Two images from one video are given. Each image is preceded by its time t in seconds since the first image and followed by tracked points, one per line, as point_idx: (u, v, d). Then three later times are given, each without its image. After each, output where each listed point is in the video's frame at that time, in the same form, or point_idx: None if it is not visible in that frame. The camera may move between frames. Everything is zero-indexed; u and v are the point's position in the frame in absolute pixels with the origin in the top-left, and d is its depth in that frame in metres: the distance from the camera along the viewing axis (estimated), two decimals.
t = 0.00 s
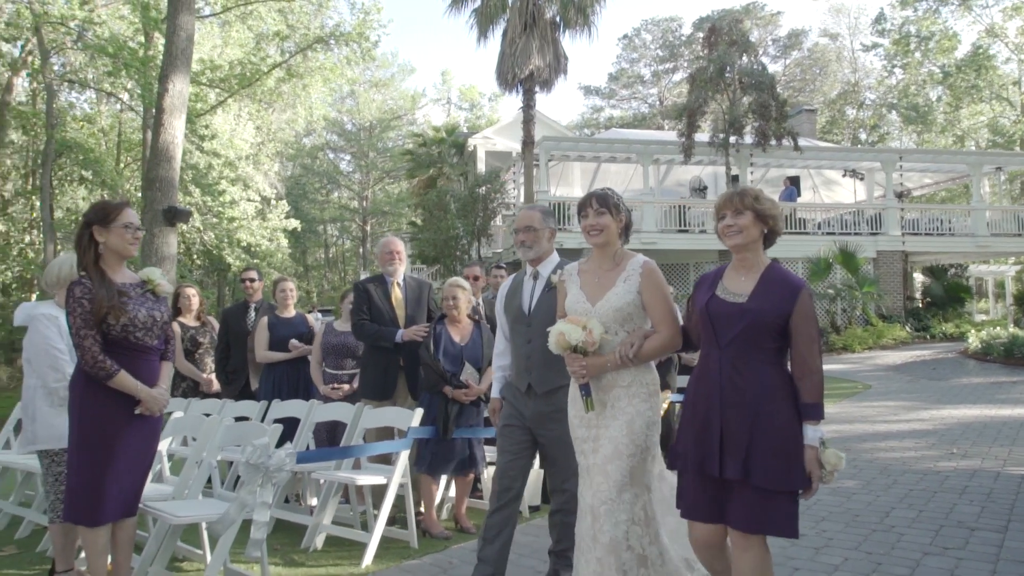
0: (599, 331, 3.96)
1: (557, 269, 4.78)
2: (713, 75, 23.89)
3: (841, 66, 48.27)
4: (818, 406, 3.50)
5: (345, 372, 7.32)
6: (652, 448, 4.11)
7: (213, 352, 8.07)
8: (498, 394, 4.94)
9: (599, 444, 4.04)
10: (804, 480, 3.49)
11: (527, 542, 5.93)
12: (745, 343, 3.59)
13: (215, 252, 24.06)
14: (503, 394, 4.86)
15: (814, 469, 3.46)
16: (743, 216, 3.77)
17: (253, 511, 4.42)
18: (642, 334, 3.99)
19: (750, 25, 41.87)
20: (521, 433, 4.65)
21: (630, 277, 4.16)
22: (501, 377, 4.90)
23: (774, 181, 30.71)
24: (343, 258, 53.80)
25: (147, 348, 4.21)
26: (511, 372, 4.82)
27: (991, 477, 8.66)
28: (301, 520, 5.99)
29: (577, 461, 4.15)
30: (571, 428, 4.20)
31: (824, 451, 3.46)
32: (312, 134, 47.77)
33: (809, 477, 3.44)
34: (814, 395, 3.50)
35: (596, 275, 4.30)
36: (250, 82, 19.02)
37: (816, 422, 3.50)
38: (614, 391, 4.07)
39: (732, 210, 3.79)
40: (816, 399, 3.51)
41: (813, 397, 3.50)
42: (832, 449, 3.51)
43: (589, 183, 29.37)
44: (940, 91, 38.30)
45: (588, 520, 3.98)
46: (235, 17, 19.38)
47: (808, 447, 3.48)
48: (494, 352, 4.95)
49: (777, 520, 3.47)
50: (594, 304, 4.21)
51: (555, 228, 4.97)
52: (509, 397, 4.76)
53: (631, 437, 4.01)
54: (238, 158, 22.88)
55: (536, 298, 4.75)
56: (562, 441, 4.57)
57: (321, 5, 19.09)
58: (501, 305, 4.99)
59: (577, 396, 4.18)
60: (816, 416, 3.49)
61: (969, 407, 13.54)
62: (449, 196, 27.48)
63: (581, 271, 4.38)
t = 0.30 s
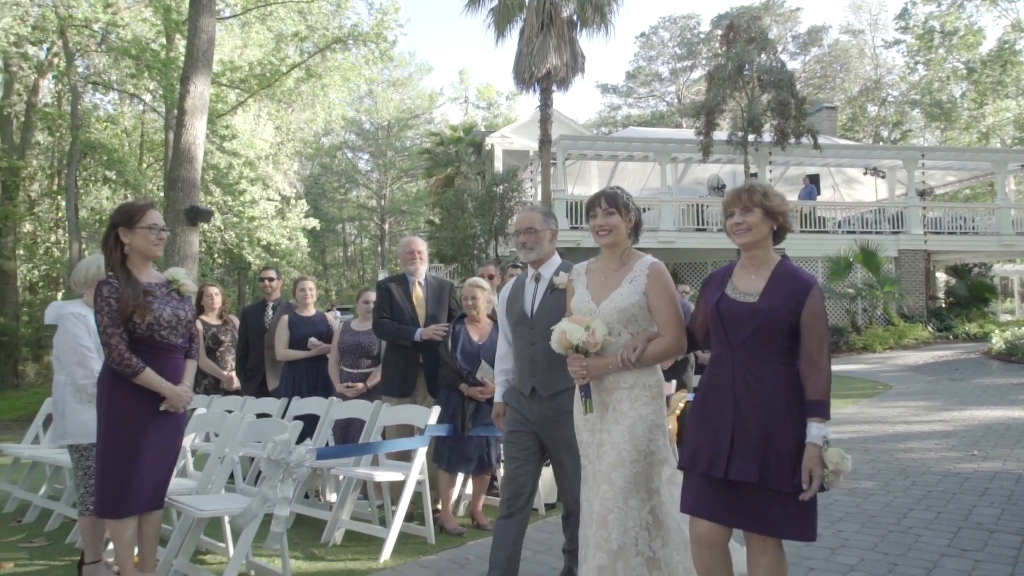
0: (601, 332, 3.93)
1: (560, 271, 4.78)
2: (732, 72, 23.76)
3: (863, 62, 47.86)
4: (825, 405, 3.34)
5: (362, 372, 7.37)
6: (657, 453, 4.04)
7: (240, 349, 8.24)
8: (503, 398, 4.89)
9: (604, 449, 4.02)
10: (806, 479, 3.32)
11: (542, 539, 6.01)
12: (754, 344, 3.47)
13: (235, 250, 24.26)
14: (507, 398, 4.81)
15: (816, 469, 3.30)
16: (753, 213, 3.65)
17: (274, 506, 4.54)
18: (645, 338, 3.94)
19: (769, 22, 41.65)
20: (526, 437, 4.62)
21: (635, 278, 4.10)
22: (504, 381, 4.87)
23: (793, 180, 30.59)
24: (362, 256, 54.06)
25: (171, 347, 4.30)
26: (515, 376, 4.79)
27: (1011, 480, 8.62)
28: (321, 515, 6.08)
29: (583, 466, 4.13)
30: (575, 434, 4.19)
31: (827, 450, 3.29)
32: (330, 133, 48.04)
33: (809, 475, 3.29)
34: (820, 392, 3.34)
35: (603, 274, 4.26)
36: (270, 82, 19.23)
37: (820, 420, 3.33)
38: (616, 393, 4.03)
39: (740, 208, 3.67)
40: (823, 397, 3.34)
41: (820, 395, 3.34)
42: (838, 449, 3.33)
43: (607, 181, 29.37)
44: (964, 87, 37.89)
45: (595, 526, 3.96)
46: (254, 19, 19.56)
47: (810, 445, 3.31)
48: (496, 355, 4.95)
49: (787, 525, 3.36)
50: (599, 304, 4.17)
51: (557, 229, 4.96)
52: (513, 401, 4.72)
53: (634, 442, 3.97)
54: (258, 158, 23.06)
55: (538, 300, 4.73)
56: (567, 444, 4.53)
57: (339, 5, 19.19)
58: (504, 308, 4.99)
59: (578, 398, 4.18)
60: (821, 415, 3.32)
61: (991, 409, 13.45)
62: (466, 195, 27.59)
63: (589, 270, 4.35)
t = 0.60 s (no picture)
0: (607, 328, 3.87)
1: (562, 267, 4.69)
2: (754, 68, 23.60)
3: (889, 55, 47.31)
4: (832, 401, 3.32)
5: (383, 371, 7.43)
6: (669, 452, 3.97)
7: (264, 348, 8.35)
8: (504, 398, 4.79)
9: (613, 449, 3.96)
10: (803, 475, 3.27)
11: (561, 536, 6.07)
12: (769, 345, 3.42)
13: (259, 251, 24.47)
14: (508, 398, 4.71)
15: (817, 467, 3.25)
16: (762, 215, 3.56)
17: (298, 503, 4.63)
18: (651, 334, 3.89)
19: (791, 17, 41.35)
20: (527, 435, 4.54)
21: (644, 274, 4.03)
22: (506, 381, 4.79)
23: (817, 175, 30.40)
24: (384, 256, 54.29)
25: (198, 347, 4.41)
26: (517, 376, 4.69)
27: None
28: (345, 513, 6.18)
29: (590, 465, 4.07)
30: (582, 433, 4.13)
31: (832, 447, 3.25)
32: (352, 133, 48.33)
33: (806, 470, 3.24)
34: (828, 388, 3.32)
35: (612, 270, 4.19)
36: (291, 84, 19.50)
37: (826, 416, 3.31)
38: (625, 390, 3.97)
39: (747, 209, 3.58)
40: (832, 393, 3.32)
41: (828, 391, 3.31)
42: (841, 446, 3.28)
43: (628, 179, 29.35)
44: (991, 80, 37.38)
45: (607, 526, 3.92)
46: (277, 21, 19.78)
47: (813, 440, 3.28)
48: (499, 357, 4.88)
49: (792, 525, 3.33)
50: (607, 299, 4.12)
51: (557, 226, 4.92)
52: (515, 399, 4.64)
53: (645, 442, 3.91)
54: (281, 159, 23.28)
55: (540, 297, 4.65)
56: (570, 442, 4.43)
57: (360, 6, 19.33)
58: (506, 307, 4.91)
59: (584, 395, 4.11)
60: (828, 412, 3.30)
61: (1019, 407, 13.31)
62: (487, 194, 27.72)
63: (599, 265, 4.28)
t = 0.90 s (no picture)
0: (610, 330, 3.81)
1: (558, 265, 4.61)
2: (768, 65, 23.50)
3: (907, 49, 46.93)
4: (835, 409, 3.22)
5: (398, 372, 7.51)
6: (676, 455, 3.92)
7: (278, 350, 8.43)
8: (501, 397, 4.79)
9: (617, 453, 3.91)
10: (806, 487, 3.20)
11: (576, 536, 6.12)
12: (771, 349, 3.32)
13: (277, 253, 24.66)
14: (506, 399, 4.66)
15: (821, 478, 3.17)
16: (761, 225, 3.43)
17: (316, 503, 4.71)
18: (654, 336, 3.83)
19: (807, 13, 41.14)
20: (524, 435, 4.48)
21: (648, 275, 3.94)
22: (503, 381, 4.78)
23: (834, 172, 30.27)
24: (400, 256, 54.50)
25: (217, 351, 4.49)
26: (515, 375, 4.63)
27: None
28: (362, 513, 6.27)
29: (589, 468, 4.02)
30: (585, 434, 4.07)
31: (835, 457, 3.16)
32: (367, 136, 48.55)
33: (812, 481, 3.17)
34: (832, 395, 3.22)
35: (615, 271, 4.10)
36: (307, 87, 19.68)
37: (830, 425, 3.21)
38: (629, 393, 3.90)
39: (749, 217, 3.44)
40: (835, 401, 3.22)
41: (831, 399, 3.21)
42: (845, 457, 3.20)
43: (643, 178, 29.34)
44: (1012, 73, 36.99)
45: (614, 529, 3.90)
46: (293, 25, 19.93)
47: (817, 450, 3.19)
48: (497, 356, 4.85)
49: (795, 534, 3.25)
50: (610, 301, 4.04)
51: (550, 224, 4.87)
52: (513, 399, 4.57)
53: (651, 445, 3.86)
54: (298, 162, 23.44)
55: (535, 295, 4.58)
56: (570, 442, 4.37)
57: (375, 9, 19.46)
58: (502, 306, 4.84)
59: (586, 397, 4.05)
60: (833, 420, 3.21)
61: None
62: (502, 195, 27.81)
63: (601, 265, 4.18)
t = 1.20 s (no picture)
0: (606, 340, 3.71)
1: (551, 273, 4.50)
2: (778, 71, 23.44)
3: (919, 54, 46.81)
4: (834, 425, 3.17)
5: (408, 380, 7.56)
6: (674, 466, 3.80)
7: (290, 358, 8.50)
8: (494, 409, 4.58)
9: (613, 459, 3.79)
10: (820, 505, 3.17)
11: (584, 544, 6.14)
12: (762, 363, 3.28)
13: (290, 261, 24.83)
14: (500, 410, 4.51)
15: (832, 499, 3.16)
16: (753, 236, 3.39)
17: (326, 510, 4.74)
18: (650, 345, 3.74)
19: (818, 18, 41.11)
20: (521, 447, 4.35)
21: (643, 283, 3.86)
22: (495, 393, 4.58)
23: (845, 178, 30.22)
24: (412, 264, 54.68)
25: (230, 360, 4.55)
26: (510, 386, 4.50)
27: None
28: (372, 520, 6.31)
29: (579, 474, 3.90)
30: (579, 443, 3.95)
31: (843, 476, 3.14)
32: (378, 143, 48.76)
33: (823, 502, 3.14)
34: (831, 411, 3.17)
35: (610, 280, 4.01)
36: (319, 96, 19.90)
37: (831, 442, 3.17)
38: (627, 403, 3.79)
39: (738, 231, 3.40)
40: (833, 418, 3.17)
41: (828, 415, 3.16)
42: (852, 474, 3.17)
43: (653, 185, 29.38)
44: None
45: (603, 534, 3.79)
46: (305, 35, 20.09)
47: (824, 470, 3.17)
48: (488, 367, 4.67)
49: (791, 550, 3.21)
50: (606, 310, 3.95)
51: (540, 231, 4.70)
52: (509, 409, 4.44)
53: (649, 454, 3.74)
54: (310, 170, 23.59)
55: (530, 304, 4.46)
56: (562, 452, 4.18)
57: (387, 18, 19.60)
58: (495, 316, 4.73)
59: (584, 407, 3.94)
60: (832, 437, 3.16)
61: None
62: (513, 202, 27.92)
63: (596, 274, 4.10)
